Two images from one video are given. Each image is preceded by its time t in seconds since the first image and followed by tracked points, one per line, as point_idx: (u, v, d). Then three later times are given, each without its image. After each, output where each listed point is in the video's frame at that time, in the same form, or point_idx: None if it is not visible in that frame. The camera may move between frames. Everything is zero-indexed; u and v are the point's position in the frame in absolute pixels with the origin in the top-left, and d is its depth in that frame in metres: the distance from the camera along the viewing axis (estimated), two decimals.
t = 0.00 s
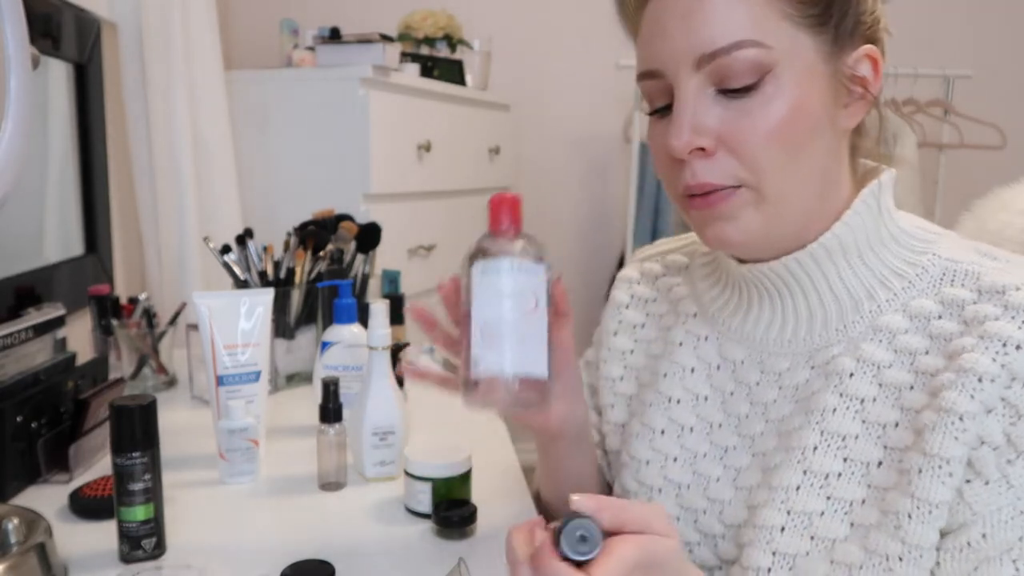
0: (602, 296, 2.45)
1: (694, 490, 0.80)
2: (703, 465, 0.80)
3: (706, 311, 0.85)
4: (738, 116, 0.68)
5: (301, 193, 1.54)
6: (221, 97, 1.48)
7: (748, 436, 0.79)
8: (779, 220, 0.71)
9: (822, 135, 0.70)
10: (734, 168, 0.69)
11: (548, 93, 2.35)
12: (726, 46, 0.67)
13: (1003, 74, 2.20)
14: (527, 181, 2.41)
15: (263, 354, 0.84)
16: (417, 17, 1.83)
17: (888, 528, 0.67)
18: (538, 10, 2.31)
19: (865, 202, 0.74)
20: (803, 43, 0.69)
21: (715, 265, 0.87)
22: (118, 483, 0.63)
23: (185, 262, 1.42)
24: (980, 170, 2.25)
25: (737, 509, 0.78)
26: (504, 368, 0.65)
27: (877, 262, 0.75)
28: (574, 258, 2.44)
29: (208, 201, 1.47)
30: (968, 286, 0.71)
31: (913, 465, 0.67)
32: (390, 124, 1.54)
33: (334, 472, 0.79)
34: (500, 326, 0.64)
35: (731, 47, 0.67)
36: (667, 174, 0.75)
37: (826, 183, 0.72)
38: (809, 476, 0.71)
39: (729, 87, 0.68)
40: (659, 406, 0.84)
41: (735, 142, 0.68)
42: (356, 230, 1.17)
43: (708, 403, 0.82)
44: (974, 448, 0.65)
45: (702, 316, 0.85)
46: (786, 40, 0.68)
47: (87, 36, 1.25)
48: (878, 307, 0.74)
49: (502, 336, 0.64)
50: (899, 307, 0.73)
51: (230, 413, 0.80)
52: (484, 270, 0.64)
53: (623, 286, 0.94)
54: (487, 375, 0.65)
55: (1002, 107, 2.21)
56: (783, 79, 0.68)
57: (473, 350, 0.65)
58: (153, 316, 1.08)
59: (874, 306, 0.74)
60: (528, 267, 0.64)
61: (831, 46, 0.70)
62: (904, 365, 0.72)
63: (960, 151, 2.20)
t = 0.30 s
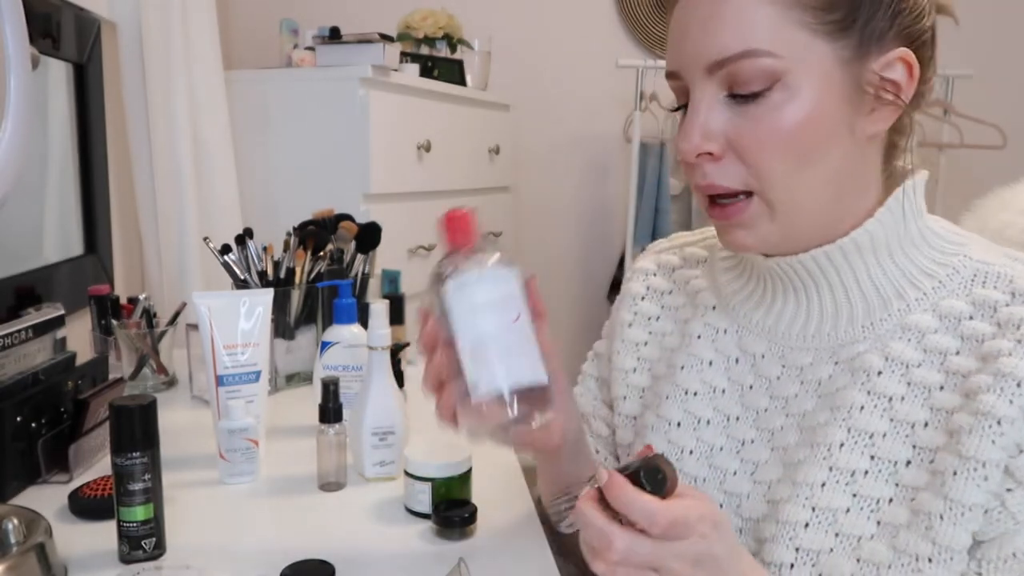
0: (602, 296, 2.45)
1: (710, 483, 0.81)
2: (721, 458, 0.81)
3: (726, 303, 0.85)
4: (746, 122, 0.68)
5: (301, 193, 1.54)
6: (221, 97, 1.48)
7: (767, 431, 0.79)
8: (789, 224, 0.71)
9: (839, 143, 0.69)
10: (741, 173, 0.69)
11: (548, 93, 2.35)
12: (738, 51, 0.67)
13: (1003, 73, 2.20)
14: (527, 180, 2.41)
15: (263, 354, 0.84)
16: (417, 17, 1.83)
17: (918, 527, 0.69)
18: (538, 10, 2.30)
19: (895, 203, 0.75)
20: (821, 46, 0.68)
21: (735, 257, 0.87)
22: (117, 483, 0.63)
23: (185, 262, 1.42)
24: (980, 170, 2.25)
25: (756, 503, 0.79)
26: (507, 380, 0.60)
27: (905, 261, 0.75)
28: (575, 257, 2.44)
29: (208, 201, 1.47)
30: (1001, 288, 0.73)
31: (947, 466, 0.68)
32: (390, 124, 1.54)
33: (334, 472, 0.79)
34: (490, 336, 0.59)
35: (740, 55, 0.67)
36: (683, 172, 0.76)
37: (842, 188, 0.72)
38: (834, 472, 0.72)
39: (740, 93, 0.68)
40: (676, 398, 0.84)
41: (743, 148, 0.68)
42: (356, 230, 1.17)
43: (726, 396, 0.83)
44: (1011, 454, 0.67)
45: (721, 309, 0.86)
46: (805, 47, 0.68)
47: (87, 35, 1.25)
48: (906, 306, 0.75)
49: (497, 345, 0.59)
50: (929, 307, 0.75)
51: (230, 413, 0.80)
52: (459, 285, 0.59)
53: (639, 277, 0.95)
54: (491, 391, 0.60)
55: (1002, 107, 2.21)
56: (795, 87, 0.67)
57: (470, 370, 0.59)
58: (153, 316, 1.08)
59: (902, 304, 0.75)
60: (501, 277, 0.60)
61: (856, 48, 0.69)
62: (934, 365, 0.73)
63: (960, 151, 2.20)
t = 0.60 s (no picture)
0: (601, 295, 2.45)
1: (721, 485, 0.81)
2: (732, 461, 0.81)
3: (739, 304, 0.85)
4: (752, 117, 0.68)
5: (301, 193, 1.54)
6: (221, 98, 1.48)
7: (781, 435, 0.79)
8: (794, 220, 0.71)
9: (847, 142, 0.69)
10: (745, 166, 0.70)
11: (548, 93, 2.35)
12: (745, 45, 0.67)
13: (1002, 73, 2.20)
14: (527, 180, 2.41)
15: (263, 354, 0.84)
16: (417, 17, 1.84)
17: (936, 538, 0.69)
18: (538, 10, 2.30)
19: (917, 206, 0.73)
20: (829, 44, 0.67)
21: (750, 257, 0.86)
22: (117, 484, 0.63)
23: (185, 262, 1.42)
24: (980, 170, 2.25)
25: (768, 507, 0.79)
26: (529, 412, 0.58)
27: (925, 267, 0.74)
28: (575, 257, 2.44)
29: (208, 201, 1.47)
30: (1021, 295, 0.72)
31: (966, 478, 0.68)
32: (389, 124, 1.54)
33: (334, 472, 0.79)
34: (495, 373, 0.58)
35: (747, 49, 0.67)
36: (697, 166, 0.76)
37: (851, 187, 0.71)
38: (849, 480, 0.73)
39: (748, 88, 0.69)
40: (688, 400, 0.84)
41: (749, 141, 0.69)
42: (355, 230, 1.16)
43: (738, 399, 0.82)
44: None
45: (734, 310, 0.85)
46: (814, 43, 0.67)
47: (87, 35, 1.25)
48: (924, 312, 0.75)
49: (505, 379, 0.58)
50: (947, 314, 0.74)
51: (230, 413, 0.79)
52: (445, 335, 0.58)
53: (652, 277, 0.94)
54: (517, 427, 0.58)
55: (1002, 107, 2.21)
56: (802, 82, 0.67)
57: (488, 415, 0.57)
58: (153, 316, 1.08)
59: (920, 310, 0.75)
60: (477, 318, 0.60)
61: (867, 45, 0.68)
62: (952, 373, 0.72)
63: (960, 151, 2.20)
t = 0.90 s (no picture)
0: (601, 296, 2.45)
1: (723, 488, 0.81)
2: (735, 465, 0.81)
3: (744, 305, 0.84)
4: (752, 109, 0.68)
5: (301, 194, 1.54)
6: (221, 98, 1.49)
7: (784, 439, 0.79)
8: (794, 216, 0.71)
9: (849, 138, 0.68)
10: (743, 159, 0.70)
11: (548, 93, 2.35)
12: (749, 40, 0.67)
13: (1002, 73, 2.20)
14: (527, 180, 2.41)
15: (263, 354, 0.84)
16: (416, 17, 1.84)
17: (943, 549, 0.70)
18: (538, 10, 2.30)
19: (926, 210, 0.73)
20: (831, 42, 0.67)
21: (755, 257, 0.86)
22: (117, 484, 0.63)
23: (185, 262, 1.42)
24: (980, 170, 2.25)
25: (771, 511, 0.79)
26: (534, 395, 0.60)
27: (933, 271, 0.74)
28: (575, 257, 2.44)
29: (208, 201, 1.47)
30: None
31: (975, 490, 0.69)
32: (389, 124, 1.54)
33: (334, 472, 0.79)
34: (491, 367, 0.60)
35: (750, 39, 0.67)
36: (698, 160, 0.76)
37: (852, 185, 0.71)
38: (854, 486, 0.73)
39: (750, 79, 0.69)
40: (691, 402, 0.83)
41: (747, 133, 0.69)
42: (356, 230, 1.16)
43: (742, 402, 0.82)
44: None
45: (739, 312, 0.84)
46: (818, 39, 0.67)
47: (87, 35, 1.25)
48: (931, 316, 0.74)
49: (502, 371, 0.60)
50: (955, 320, 0.74)
51: (230, 413, 0.79)
52: (434, 344, 0.60)
53: (656, 276, 0.93)
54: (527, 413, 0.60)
55: (1002, 107, 2.21)
56: (803, 75, 0.67)
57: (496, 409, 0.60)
58: (153, 316, 1.08)
59: (928, 315, 0.74)
60: (455, 324, 0.61)
61: (869, 44, 0.68)
62: (959, 380, 0.72)
63: (960, 151, 2.20)
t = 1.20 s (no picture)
0: (602, 296, 2.45)
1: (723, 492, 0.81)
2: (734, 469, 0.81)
3: (740, 307, 0.83)
4: (745, 111, 0.68)
5: (301, 194, 1.54)
6: (221, 98, 1.49)
7: (783, 443, 0.79)
8: (788, 219, 0.71)
9: (842, 139, 0.68)
10: (736, 162, 0.70)
11: (548, 93, 2.35)
12: (751, 35, 0.67)
13: (1002, 72, 2.20)
14: (527, 180, 2.41)
15: (263, 354, 0.84)
16: (416, 17, 1.84)
17: (948, 557, 0.70)
18: (538, 10, 2.30)
19: (923, 212, 0.72)
20: (825, 40, 0.67)
21: (752, 257, 0.85)
22: (117, 484, 0.63)
23: (185, 262, 1.42)
24: (980, 170, 2.25)
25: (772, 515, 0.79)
26: (524, 393, 0.60)
27: (929, 274, 0.73)
28: (575, 257, 2.44)
29: (208, 201, 1.47)
30: None
31: (978, 499, 0.69)
32: (390, 124, 1.54)
33: (334, 472, 0.79)
34: (479, 367, 0.60)
35: (742, 40, 0.67)
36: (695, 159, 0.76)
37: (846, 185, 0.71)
38: (853, 491, 0.73)
39: (743, 81, 0.69)
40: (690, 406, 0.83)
41: (741, 135, 0.69)
42: (356, 230, 1.16)
43: (740, 405, 0.81)
44: None
45: (735, 314, 0.84)
46: (809, 38, 0.67)
47: (87, 35, 1.25)
48: (928, 319, 0.74)
49: (491, 371, 0.60)
50: (952, 323, 0.73)
51: (230, 413, 0.80)
52: (423, 347, 0.60)
53: (653, 277, 0.93)
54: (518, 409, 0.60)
55: (1003, 107, 2.21)
56: (795, 76, 0.67)
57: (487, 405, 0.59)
58: (153, 316, 1.08)
59: (924, 318, 0.74)
60: (440, 326, 0.62)
61: (867, 43, 0.68)
62: (957, 385, 0.72)
63: (960, 151, 2.20)
